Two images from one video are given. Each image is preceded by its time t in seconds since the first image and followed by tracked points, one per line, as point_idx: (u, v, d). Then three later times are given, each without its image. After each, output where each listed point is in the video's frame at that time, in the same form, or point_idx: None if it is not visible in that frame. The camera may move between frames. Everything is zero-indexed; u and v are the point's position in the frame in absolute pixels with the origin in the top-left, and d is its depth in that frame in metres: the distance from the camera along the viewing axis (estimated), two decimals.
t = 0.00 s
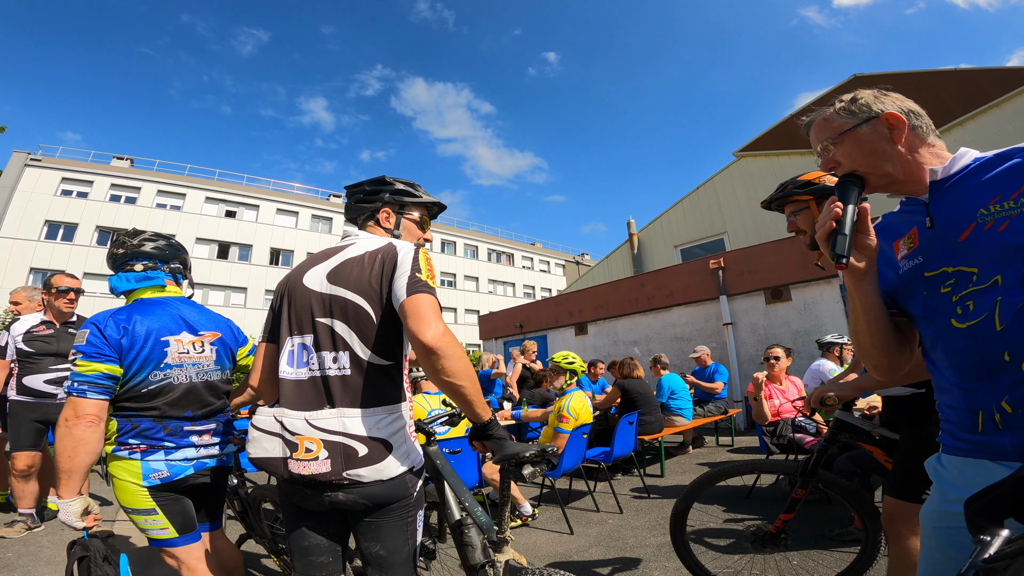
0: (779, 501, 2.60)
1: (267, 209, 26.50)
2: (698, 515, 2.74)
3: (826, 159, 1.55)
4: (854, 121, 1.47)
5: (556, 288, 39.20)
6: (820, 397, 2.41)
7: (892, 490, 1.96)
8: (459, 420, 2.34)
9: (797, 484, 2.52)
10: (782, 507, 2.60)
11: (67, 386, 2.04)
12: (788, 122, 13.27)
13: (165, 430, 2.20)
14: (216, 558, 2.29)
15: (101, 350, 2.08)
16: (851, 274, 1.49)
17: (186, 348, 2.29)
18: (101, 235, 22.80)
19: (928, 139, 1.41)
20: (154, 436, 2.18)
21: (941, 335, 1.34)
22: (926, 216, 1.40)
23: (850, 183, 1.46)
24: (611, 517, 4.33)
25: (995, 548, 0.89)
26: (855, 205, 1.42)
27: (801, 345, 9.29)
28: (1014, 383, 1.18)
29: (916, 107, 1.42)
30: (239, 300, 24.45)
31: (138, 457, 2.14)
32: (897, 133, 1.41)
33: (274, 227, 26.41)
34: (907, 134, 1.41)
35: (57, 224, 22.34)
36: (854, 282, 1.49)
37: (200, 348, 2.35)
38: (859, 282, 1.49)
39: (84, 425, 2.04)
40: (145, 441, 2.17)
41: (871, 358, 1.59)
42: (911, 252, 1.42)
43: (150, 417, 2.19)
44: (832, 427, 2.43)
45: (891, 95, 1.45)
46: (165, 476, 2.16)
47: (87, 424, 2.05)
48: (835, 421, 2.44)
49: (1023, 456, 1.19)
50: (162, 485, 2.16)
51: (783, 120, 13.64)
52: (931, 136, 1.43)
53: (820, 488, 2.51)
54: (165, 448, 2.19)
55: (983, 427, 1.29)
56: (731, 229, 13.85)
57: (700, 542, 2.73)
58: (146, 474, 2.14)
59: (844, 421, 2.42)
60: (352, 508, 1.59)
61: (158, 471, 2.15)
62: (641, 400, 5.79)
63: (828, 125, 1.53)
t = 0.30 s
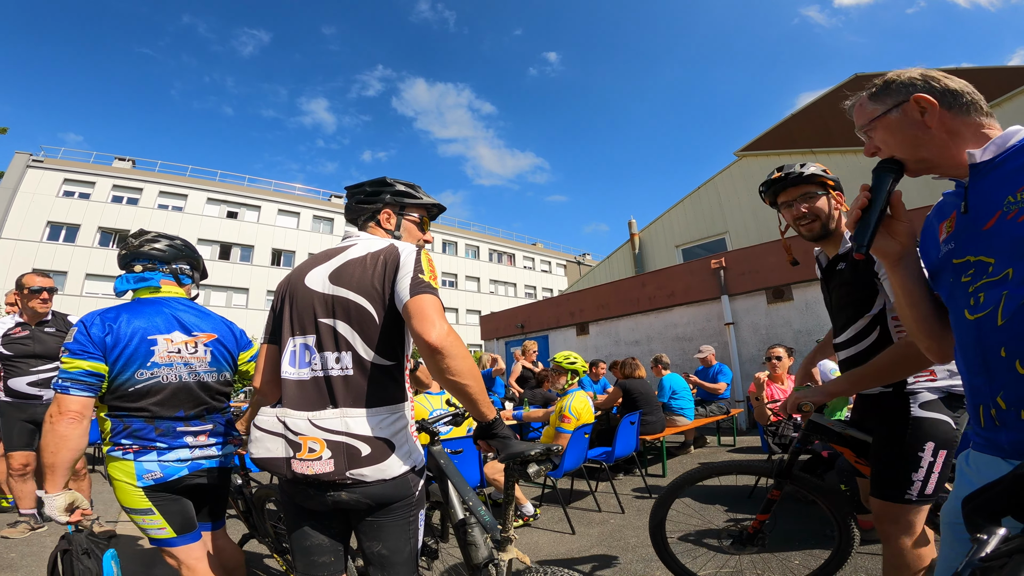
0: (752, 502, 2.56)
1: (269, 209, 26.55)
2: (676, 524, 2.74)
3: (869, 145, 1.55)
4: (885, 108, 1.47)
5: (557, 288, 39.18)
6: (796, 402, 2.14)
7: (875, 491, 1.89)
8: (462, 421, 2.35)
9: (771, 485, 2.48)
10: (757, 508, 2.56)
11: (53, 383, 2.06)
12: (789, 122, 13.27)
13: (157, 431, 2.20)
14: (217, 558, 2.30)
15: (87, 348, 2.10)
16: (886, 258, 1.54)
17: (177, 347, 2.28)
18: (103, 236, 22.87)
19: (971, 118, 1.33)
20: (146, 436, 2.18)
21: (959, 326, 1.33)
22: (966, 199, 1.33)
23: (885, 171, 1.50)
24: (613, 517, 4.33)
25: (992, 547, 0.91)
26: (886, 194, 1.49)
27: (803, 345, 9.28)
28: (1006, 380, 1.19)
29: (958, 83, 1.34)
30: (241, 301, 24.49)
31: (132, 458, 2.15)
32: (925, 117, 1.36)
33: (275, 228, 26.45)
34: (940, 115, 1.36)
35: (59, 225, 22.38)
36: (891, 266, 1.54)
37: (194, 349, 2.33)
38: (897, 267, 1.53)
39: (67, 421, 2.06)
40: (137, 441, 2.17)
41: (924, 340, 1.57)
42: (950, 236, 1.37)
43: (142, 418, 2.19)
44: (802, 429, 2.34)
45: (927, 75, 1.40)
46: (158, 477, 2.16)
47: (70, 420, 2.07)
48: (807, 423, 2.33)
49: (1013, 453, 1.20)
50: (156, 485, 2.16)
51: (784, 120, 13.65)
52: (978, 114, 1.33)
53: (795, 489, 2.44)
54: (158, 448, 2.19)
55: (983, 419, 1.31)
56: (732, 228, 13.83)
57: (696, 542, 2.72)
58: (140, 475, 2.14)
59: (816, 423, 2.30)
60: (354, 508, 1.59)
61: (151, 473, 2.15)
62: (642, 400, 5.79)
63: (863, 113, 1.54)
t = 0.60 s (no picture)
0: (744, 502, 2.56)
1: (270, 210, 26.60)
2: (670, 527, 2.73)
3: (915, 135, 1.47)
4: (912, 102, 1.39)
5: (558, 288, 39.19)
6: (784, 403, 1.87)
7: (872, 489, 1.86)
8: (462, 421, 2.35)
9: (761, 484, 2.46)
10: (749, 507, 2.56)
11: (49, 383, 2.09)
12: (789, 122, 13.29)
13: (155, 432, 2.19)
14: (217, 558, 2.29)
15: (82, 349, 2.12)
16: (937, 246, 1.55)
17: (175, 348, 2.28)
18: (105, 237, 22.91)
19: (998, 104, 1.20)
20: (143, 438, 2.17)
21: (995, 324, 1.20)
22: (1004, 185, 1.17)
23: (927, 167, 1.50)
24: (615, 517, 4.33)
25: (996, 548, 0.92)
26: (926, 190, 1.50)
27: (805, 345, 9.26)
28: None
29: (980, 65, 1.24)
30: (242, 301, 24.50)
31: (130, 459, 2.14)
32: (944, 109, 1.28)
33: (276, 228, 26.50)
34: (962, 106, 1.26)
35: (61, 226, 22.42)
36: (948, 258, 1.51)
37: (193, 350, 2.33)
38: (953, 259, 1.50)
39: (60, 420, 2.10)
40: (135, 442, 2.16)
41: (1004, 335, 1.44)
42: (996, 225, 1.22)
43: (140, 420, 2.19)
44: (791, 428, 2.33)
45: (958, 60, 1.30)
46: (156, 478, 2.15)
47: (62, 420, 2.10)
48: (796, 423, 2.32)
49: None
50: (154, 487, 2.15)
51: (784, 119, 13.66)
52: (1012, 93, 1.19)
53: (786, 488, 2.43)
54: (155, 450, 2.18)
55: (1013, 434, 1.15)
56: (733, 228, 13.81)
57: (699, 542, 2.69)
58: (138, 476, 2.13)
59: (804, 422, 2.29)
60: (356, 508, 1.59)
61: (149, 474, 2.15)
62: (644, 399, 5.79)
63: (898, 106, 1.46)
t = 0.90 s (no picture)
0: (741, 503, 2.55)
1: (271, 211, 26.62)
2: (666, 525, 2.73)
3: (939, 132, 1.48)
4: (933, 100, 1.41)
5: (559, 288, 39.19)
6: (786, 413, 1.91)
7: (882, 497, 1.84)
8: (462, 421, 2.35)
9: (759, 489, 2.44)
10: (746, 509, 2.55)
11: (54, 384, 2.07)
12: (790, 121, 13.28)
13: (159, 434, 2.19)
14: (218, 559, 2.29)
15: (88, 351, 2.10)
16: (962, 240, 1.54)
17: (181, 350, 2.29)
18: (106, 238, 22.95)
19: (1022, 100, 1.22)
20: (147, 439, 2.17)
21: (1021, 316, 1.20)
22: None
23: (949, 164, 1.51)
24: (616, 517, 4.32)
25: (1004, 548, 0.92)
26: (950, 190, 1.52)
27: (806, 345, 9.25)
28: None
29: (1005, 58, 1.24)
30: (243, 302, 24.52)
31: (133, 461, 2.13)
32: (969, 106, 1.30)
33: (277, 228, 26.52)
34: (987, 103, 1.28)
35: (62, 226, 22.45)
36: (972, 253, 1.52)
37: (197, 352, 2.34)
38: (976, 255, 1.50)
39: (66, 423, 2.07)
40: (138, 444, 2.16)
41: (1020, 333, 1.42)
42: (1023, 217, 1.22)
43: (143, 421, 2.19)
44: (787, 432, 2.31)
45: (979, 57, 1.31)
46: (159, 480, 2.14)
47: (68, 422, 2.07)
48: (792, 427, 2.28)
49: None
50: (157, 488, 2.14)
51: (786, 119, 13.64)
52: None
53: (784, 492, 2.41)
54: (159, 451, 2.18)
55: None
56: (734, 227, 13.79)
57: (699, 543, 2.67)
58: (141, 478, 2.12)
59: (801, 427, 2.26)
60: (358, 509, 1.59)
61: (152, 475, 2.14)
62: (645, 399, 5.78)
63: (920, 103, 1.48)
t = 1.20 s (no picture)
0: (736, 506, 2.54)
1: (271, 211, 26.64)
2: (665, 528, 2.72)
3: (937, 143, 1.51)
4: (940, 109, 1.43)
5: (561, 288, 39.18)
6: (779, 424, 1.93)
7: (886, 502, 1.85)
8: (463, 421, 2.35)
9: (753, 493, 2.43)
10: (743, 511, 2.53)
11: (65, 386, 2.05)
12: (791, 120, 13.25)
13: (166, 434, 2.20)
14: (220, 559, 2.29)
15: (100, 351, 2.09)
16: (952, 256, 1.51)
17: (189, 350, 2.30)
18: (107, 239, 22.98)
19: None
20: (154, 440, 2.17)
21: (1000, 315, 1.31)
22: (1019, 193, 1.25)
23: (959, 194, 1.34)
24: (617, 517, 4.32)
25: (1009, 546, 0.92)
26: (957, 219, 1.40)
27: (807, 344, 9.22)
28: None
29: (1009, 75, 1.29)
30: (245, 302, 24.56)
31: (140, 461, 2.13)
32: (975, 117, 1.33)
33: (278, 229, 26.54)
34: (992, 115, 1.31)
35: (63, 227, 22.48)
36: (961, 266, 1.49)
37: (205, 352, 2.36)
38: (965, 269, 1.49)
39: (78, 425, 2.06)
40: (146, 444, 2.16)
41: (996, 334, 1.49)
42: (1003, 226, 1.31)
43: (151, 421, 2.18)
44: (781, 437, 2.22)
45: (986, 73, 1.36)
46: (166, 480, 2.15)
47: (81, 424, 2.07)
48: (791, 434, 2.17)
49: None
50: (164, 488, 2.15)
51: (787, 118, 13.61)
52: None
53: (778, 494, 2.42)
54: (166, 452, 2.18)
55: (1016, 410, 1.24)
56: (734, 227, 13.77)
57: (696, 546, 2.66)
58: (148, 478, 2.12)
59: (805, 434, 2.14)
60: (360, 509, 1.59)
61: (159, 476, 2.14)
62: (646, 399, 5.78)
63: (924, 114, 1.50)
